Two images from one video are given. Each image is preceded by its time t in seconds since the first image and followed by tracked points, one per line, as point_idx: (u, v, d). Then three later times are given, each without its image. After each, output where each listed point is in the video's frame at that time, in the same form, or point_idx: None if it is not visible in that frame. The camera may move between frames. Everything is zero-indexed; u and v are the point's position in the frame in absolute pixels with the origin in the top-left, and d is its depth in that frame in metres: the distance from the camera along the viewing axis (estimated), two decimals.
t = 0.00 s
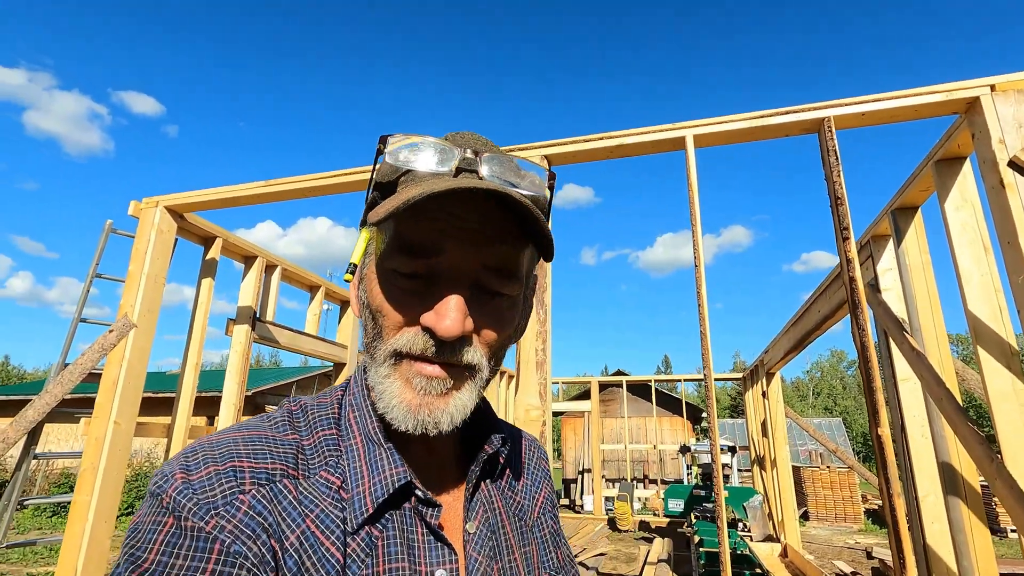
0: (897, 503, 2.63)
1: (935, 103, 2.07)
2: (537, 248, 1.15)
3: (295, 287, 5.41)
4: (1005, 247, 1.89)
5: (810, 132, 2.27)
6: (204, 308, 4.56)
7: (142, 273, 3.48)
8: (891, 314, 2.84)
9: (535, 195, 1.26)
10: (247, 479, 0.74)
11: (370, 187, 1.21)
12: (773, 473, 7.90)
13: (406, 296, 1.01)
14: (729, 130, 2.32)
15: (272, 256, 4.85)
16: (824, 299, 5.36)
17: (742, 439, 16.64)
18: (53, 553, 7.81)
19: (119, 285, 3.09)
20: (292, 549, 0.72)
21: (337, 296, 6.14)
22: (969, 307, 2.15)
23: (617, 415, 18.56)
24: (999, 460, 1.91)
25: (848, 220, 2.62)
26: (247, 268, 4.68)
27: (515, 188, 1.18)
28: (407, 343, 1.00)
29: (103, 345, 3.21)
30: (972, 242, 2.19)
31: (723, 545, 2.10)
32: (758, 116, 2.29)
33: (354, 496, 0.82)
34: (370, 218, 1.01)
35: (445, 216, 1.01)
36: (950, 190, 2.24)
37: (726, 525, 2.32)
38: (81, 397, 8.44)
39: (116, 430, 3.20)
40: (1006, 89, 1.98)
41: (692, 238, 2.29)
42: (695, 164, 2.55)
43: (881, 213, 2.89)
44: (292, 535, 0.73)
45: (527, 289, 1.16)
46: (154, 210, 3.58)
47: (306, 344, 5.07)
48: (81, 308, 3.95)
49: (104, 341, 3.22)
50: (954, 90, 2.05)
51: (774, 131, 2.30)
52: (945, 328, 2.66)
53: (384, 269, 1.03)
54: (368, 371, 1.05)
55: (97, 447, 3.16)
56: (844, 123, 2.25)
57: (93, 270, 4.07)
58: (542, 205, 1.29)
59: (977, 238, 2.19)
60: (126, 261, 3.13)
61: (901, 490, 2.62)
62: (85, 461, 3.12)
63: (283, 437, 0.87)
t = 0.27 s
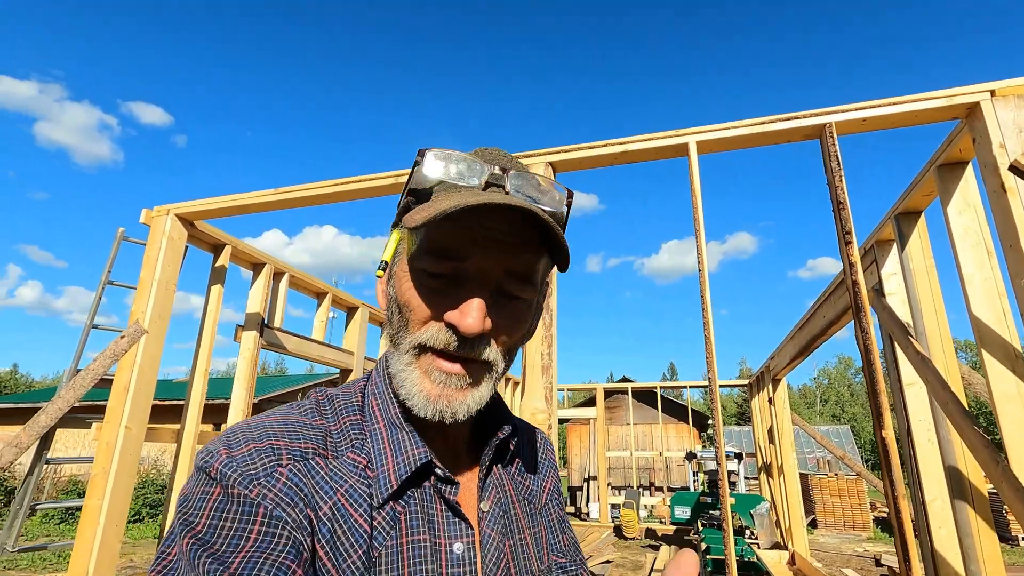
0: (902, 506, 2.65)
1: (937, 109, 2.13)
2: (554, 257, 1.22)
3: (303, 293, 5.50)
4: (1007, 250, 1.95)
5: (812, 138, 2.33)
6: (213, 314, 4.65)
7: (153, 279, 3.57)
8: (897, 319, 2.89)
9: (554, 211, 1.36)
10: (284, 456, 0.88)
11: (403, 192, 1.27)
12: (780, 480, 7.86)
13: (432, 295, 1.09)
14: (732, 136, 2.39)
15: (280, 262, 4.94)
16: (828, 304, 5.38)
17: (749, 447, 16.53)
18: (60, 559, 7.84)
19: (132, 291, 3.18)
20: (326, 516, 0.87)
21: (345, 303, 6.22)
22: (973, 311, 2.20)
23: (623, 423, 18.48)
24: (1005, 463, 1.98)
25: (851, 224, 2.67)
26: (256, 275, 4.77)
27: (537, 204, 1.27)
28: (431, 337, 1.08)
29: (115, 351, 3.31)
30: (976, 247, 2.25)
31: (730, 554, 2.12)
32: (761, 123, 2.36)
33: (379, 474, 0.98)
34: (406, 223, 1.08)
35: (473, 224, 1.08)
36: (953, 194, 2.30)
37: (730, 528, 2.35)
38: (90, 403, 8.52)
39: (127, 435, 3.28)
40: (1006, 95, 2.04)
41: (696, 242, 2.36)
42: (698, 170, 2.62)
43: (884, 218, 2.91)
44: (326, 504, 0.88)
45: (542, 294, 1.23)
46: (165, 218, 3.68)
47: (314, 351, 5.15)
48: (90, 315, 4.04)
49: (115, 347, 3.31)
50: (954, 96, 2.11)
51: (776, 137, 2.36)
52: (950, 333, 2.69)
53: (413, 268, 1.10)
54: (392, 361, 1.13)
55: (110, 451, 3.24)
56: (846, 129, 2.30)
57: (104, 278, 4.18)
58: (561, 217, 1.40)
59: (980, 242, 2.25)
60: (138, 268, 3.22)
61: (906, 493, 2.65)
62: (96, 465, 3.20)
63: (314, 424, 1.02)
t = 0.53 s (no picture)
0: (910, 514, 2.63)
1: (939, 114, 2.15)
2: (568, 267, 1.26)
3: (308, 302, 5.54)
4: (1012, 255, 1.95)
5: (815, 144, 2.35)
6: (220, 323, 4.69)
7: (160, 288, 3.61)
8: (902, 325, 2.88)
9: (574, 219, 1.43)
10: (290, 449, 0.91)
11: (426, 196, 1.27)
12: (788, 490, 7.79)
13: (453, 296, 1.09)
14: (733, 143, 2.41)
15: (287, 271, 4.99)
16: (833, 311, 5.37)
17: (756, 457, 16.37)
18: (65, 569, 7.85)
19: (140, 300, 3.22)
20: (331, 508, 0.90)
21: (350, 312, 6.26)
22: (979, 317, 2.20)
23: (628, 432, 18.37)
24: (1014, 470, 1.97)
25: (854, 230, 2.68)
26: (262, 284, 4.82)
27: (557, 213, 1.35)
28: (451, 338, 1.08)
29: (122, 359, 3.35)
30: (981, 252, 2.24)
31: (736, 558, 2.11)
32: (762, 129, 2.38)
33: (384, 468, 1.00)
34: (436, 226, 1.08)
35: (501, 233, 1.10)
36: (957, 200, 2.31)
37: (737, 536, 2.33)
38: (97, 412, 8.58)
39: (133, 444, 3.31)
40: (1007, 100, 2.06)
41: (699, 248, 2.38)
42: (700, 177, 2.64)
43: (887, 224, 2.89)
44: (330, 496, 0.90)
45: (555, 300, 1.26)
46: (173, 227, 3.73)
47: (319, 359, 5.18)
48: (98, 324, 4.09)
49: (122, 355, 3.35)
50: (955, 102, 2.13)
51: (779, 144, 2.38)
52: (957, 340, 2.69)
53: (437, 270, 1.11)
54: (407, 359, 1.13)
55: (116, 459, 3.27)
56: (848, 135, 2.32)
57: (112, 287, 4.24)
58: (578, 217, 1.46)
59: (985, 247, 2.24)
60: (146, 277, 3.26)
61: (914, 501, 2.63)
62: (103, 474, 3.22)
63: (320, 418, 1.05)
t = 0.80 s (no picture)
0: (918, 523, 2.60)
1: (942, 120, 2.14)
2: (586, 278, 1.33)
3: (312, 310, 5.55)
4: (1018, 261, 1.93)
5: (818, 151, 2.34)
6: (224, 331, 4.71)
7: (165, 296, 3.63)
8: (908, 332, 2.86)
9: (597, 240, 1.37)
10: (283, 455, 0.91)
11: (462, 215, 1.14)
12: (795, 499, 7.70)
13: (522, 328, 1.10)
14: (736, 150, 2.41)
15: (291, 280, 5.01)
16: (839, 319, 5.33)
17: (763, 465, 16.21)
18: None
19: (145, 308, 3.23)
20: (323, 515, 0.89)
21: (353, 320, 6.27)
22: (986, 323, 2.18)
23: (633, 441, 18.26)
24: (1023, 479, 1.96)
25: (858, 236, 2.67)
26: (266, 292, 4.83)
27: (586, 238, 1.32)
28: (518, 365, 1.12)
29: (127, 368, 3.36)
30: (986, 258, 2.23)
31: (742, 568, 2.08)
32: (764, 136, 2.38)
33: (377, 475, 0.99)
34: (536, 270, 1.04)
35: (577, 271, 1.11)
36: (961, 206, 2.30)
37: (742, 546, 2.30)
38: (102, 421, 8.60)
39: (136, 452, 3.31)
40: (1011, 106, 2.05)
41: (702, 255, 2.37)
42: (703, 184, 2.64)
43: (892, 230, 2.87)
44: (322, 503, 0.90)
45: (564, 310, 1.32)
46: (178, 235, 3.75)
47: (322, 367, 5.18)
48: (103, 332, 4.10)
49: (126, 363, 3.36)
50: (958, 108, 2.12)
51: (781, 150, 2.38)
52: (963, 347, 2.66)
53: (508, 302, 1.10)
54: (460, 386, 1.12)
55: (120, 467, 3.27)
56: (850, 142, 2.32)
57: (117, 296, 4.27)
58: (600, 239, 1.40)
59: (991, 254, 2.22)
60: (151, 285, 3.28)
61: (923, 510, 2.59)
62: (106, 482, 3.22)
63: (313, 425, 1.05)
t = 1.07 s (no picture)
0: (929, 535, 2.55)
1: (947, 128, 2.13)
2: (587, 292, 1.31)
3: (316, 320, 5.56)
4: None
5: (821, 159, 2.33)
6: (228, 342, 4.71)
7: (170, 307, 3.64)
8: (915, 341, 2.82)
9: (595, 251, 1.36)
10: (275, 470, 0.90)
11: (466, 228, 1.13)
12: (803, 510, 7.60)
13: (527, 340, 1.10)
14: (738, 159, 2.41)
15: (295, 290, 5.02)
16: (845, 327, 5.29)
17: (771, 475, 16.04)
18: None
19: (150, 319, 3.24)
20: (315, 532, 0.88)
21: (357, 330, 6.27)
22: (994, 332, 2.15)
23: (639, 450, 18.11)
24: None
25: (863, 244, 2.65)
26: (270, 302, 4.85)
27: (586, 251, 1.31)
28: (523, 377, 1.11)
29: (131, 379, 3.36)
30: (994, 266, 2.21)
31: None
32: (767, 145, 2.38)
33: (371, 491, 0.98)
34: (544, 282, 1.03)
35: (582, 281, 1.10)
36: (967, 214, 2.28)
37: (749, 559, 2.26)
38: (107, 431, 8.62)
39: (140, 463, 3.30)
40: (1015, 113, 2.04)
41: (706, 263, 2.36)
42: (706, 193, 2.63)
43: (897, 238, 2.85)
44: (314, 520, 0.89)
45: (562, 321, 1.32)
46: (183, 247, 3.78)
47: (326, 377, 5.18)
48: (109, 343, 4.11)
49: (131, 374, 3.37)
50: (962, 115, 2.12)
51: (785, 159, 2.37)
52: (972, 355, 2.63)
53: (512, 311, 1.09)
54: (466, 399, 1.10)
55: (123, 479, 3.26)
56: (854, 150, 2.31)
57: (123, 307, 4.29)
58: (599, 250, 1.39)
59: (998, 262, 2.20)
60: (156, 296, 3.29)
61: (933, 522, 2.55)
62: (110, 493, 3.21)
63: (306, 439, 1.04)
